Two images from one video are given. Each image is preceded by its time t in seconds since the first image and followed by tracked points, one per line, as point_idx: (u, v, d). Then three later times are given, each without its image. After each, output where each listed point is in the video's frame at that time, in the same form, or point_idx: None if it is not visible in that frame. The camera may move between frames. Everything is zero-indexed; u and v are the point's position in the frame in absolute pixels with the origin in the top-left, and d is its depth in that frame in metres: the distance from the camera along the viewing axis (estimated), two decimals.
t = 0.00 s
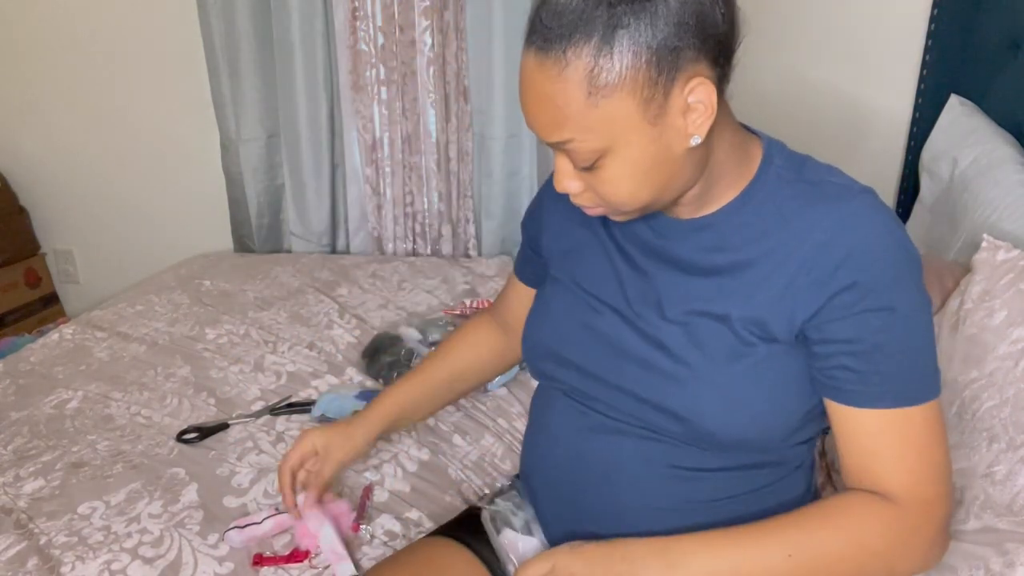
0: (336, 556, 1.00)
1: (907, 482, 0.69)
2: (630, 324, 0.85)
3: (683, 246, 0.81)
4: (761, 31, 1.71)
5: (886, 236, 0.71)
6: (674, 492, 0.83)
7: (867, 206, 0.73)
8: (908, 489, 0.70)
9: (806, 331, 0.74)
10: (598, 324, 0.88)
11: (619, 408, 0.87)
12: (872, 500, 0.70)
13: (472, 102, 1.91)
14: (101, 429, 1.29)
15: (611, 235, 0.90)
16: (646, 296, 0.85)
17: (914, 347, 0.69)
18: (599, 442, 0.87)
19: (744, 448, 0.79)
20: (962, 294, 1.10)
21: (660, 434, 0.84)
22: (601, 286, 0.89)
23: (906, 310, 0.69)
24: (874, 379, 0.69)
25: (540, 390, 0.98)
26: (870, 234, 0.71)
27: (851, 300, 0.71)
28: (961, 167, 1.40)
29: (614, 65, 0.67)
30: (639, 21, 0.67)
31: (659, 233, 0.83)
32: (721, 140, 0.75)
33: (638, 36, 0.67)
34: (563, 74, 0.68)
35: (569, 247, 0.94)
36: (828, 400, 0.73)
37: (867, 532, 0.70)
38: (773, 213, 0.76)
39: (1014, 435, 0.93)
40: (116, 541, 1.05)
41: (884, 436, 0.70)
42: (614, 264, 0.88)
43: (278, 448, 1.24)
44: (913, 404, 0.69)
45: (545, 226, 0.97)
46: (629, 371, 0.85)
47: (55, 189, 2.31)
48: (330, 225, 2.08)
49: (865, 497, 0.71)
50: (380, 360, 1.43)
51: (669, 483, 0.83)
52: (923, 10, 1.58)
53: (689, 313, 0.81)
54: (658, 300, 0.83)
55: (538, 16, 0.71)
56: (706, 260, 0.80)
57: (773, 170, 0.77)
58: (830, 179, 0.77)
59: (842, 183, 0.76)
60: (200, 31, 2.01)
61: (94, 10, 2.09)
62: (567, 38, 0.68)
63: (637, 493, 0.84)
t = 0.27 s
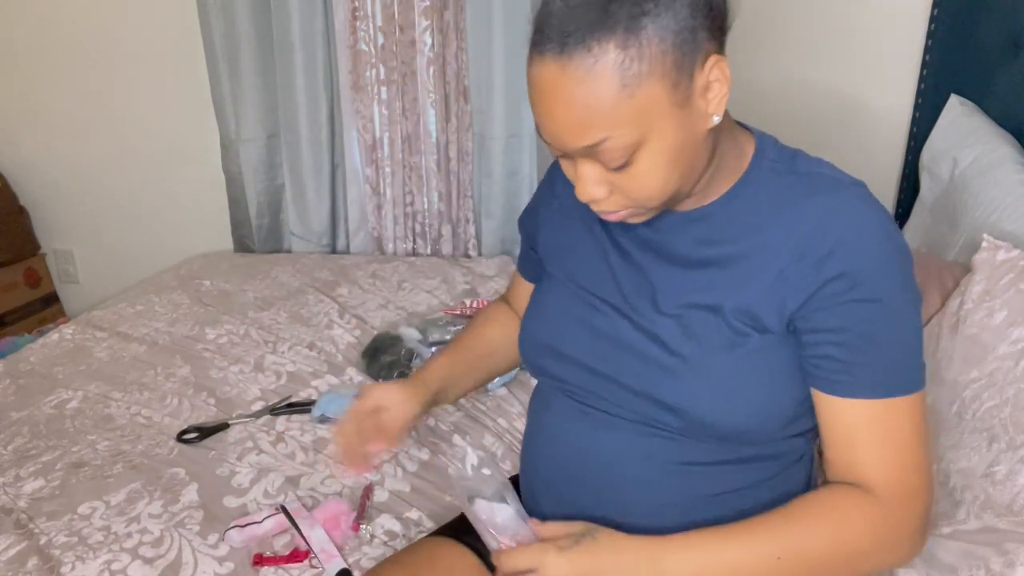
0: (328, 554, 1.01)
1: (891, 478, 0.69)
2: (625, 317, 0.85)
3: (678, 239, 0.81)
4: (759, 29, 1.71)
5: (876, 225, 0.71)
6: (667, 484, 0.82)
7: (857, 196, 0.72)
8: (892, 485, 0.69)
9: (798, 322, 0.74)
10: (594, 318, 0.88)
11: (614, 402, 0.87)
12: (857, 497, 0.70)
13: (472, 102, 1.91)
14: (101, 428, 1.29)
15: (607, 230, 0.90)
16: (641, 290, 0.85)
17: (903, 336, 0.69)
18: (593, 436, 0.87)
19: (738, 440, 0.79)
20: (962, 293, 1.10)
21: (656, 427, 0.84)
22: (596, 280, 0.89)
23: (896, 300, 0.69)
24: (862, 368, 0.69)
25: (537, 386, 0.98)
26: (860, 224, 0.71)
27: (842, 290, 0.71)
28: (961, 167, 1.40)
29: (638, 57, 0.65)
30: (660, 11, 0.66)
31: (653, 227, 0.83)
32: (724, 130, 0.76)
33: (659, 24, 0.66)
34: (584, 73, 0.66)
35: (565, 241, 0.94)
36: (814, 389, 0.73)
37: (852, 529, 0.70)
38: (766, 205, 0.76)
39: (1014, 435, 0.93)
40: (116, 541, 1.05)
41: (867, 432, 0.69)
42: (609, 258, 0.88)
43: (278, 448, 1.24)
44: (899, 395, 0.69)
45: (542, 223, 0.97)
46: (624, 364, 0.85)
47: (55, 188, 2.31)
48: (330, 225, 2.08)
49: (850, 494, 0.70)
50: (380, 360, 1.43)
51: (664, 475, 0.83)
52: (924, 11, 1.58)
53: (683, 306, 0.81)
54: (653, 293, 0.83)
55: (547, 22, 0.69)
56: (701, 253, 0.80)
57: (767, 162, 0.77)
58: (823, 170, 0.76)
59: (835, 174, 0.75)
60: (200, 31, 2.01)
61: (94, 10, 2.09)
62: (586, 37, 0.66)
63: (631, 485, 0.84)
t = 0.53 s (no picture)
0: (328, 554, 1.01)
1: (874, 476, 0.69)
2: (625, 313, 0.86)
3: (679, 235, 0.81)
4: (760, 24, 1.71)
5: (874, 221, 0.71)
6: (664, 480, 0.82)
7: (856, 193, 0.73)
8: (873, 484, 0.70)
9: (797, 317, 0.74)
10: (594, 314, 0.88)
11: (614, 397, 0.87)
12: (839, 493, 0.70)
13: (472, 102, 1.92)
14: (101, 428, 1.29)
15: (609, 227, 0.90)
16: (642, 286, 0.85)
17: (897, 331, 0.69)
18: (592, 431, 0.87)
19: (736, 436, 0.79)
20: (962, 294, 1.10)
21: (655, 423, 0.84)
22: (597, 276, 0.89)
23: (891, 295, 0.69)
24: (852, 362, 0.69)
25: (538, 383, 0.98)
26: (859, 220, 0.71)
27: (839, 285, 0.71)
28: (961, 167, 1.40)
29: (668, 55, 0.65)
30: (690, 9, 0.66)
31: (655, 223, 0.83)
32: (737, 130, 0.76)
33: (688, 22, 0.66)
34: (613, 71, 0.66)
35: (566, 239, 0.94)
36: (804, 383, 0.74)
37: (834, 524, 0.70)
38: (767, 202, 0.76)
39: (1014, 435, 0.93)
40: (116, 541, 1.04)
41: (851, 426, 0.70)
42: (610, 255, 0.88)
43: (278, 448, 1.24)
44: (888, 391, 0.69)
45: (543, 221, 0.98)
46: (624, 359, 0.85)
47: (55, 188, 2.31)
48: (330, 225, 2.08)
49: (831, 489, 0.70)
50: (380, 360, 1.43)
51: (662, 471, 0.82)
52: (924, 10, 1.58)
53: (683, 301, 0.81)
54: (654, 289, 0.84)
55: (575, 16, 0.68)
56: (702, 249, 0.80)
57: (769, 160, 0.78)
58: (825, 167, 0.77)
59: (835, 171, 0.75)
60: (200, 31, 2.01)
61: (95, 10, 2.10)
62: (616, 35, 0.66)
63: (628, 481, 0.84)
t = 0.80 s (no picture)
0: (328, 554, 1.01)
1: (867, 476, 0.70)
2: (623, 313, 0.86)
3: (678, 236, 0.81)
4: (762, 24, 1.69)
5: (872, 222, 0.71)
6: (662, 481, 0.82)
7: (854, 193, 0.73)
8: (864, 485, 0.70)
9: (795, 318, 0.74)
10: (593, 316, 0.88)
11: (612, 397, 0.87)
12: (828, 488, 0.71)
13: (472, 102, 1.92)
14: (101, 429, 1.29)
15: (607, 228, 0.90)
16: (640, 286, 0.85)
17: (893, 332, 0.70)
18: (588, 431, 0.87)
19: (734, 436, 0.79)
20: (962, 294, 1.10)
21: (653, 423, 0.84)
22: (595, 277, 0.89)
23: (888, 295, 0.69)
24: (848, 362, 0.69)
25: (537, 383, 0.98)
26: (857, 220, 0.71)
27: (838, 285, 0.71)
28: (961, 167, 1.40)
29: (687, 55, 0.65)
30: (709, 9, 0.66)
31: (654, 224, 0.83)
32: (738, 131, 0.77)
33: (706, 23, 0.65)
34: (630, 68, 0.65)
35: (564, 239, 0.94)
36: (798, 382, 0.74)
37: (823, 523, 0.71)
38: (766, 202, 0.76)
39: (1014, 435, 0.93)
40: (116, 541, 1.05)
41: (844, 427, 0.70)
42: (608, 256, 0.88)
43: (278, 448, 1.24)
44: (882, 391, 0.69)
45: (540, 221, 0.98)
46: (623, 360, 0.85)
47: (57, 188, 2.31)
48: (331, 225, 2.08)
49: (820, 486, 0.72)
50: (380, 360, 1.42)
51: (660, 471, 0.82)
52: (923, 10, 1.58)
53: (681, 301, 0.81)
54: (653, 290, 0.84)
55: (592, 10, 0.68)
56: (700, 250, 0.80)
57: (768, 159, 0.77)
58: (823, 167, 0.77)
59: (834, 171, 0.75)
60: (199, 30, 2.01)
61: (95, 9, 2.10)
62: (635, 31, 0.65)
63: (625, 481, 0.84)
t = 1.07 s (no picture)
0: (328, 554, 1.01)
1: (870, 472, 0.70)
2: (625, 315, 0.86)
3: (680, 238, 0.81)
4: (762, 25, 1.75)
5: (874, 223, 0.71)
6: (665, 483, 0.82)
7: (855, 194, 0.72)
8: (870, 479, 0.70)
9: (797, 320, 0.74)
10: (593, 318, 0.88)
11: (614, 399, 0.87)
12: (833, 487, 0.71)
13: (472, 102, 1.92)
14: (101, 429, 1.29)
15: (608, 230, 0.90)
16: (642, 288, 0.85)
17: (896, 332, 0.69)
18: (590, 433, 0.87)
19: (737, 438, 0.79)
20: (962, 294, 1.10)
21: (655, 424, 0.84)
22: (596, 278, 0.89)
23: (891, 296, 0.69)
24: (852, 364, 0.70)
25: (539, 386, 0.98)
26: (859, 221, 0.71)
27: (841, 287, 0.71)
28: (961, 167, 1.40)
29: (696, 55, 0.65)
30: (718, 9, 0.66)
31: (655, 225, 0.83)
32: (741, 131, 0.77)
33: (715, 22, 0.66)
34: (638, 67, 0.65)
35: (565, 241, 0.94)
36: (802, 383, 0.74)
37: (833, 520, 0.71)
38: (768, 203, 0.76)
39: (1014, 435, 0.92)
40: (116, 541, 1.04)
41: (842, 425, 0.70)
42: (610, 257, 0.88)
43: (278, 448, 1.24)
44: (885, 391, 0.69)
45: (540, 222, 0.98)
46: (625, 362, 0.85)
47: (57, 188, 2.31)
48: (331, 225, 2.08)
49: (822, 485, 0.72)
50: (380, 360, 1.42)
51: (663, 473, 0.82)
52: (923, 10, 1.57)
53: (683, 303, 0.81)
54: (654, 292, 0.84)
55: (599, 8, 0.68)
56: (702, 252, 0.80)
57: (769, 160, 0.77)
58: (825, 168, 0.76)
59: (835, 173, 0.75)
60: (199, 30, 2.01)
61: (94, 9, 2.09)
62: (644, 29, 0.65)
63: (628, 484, 0.83)
